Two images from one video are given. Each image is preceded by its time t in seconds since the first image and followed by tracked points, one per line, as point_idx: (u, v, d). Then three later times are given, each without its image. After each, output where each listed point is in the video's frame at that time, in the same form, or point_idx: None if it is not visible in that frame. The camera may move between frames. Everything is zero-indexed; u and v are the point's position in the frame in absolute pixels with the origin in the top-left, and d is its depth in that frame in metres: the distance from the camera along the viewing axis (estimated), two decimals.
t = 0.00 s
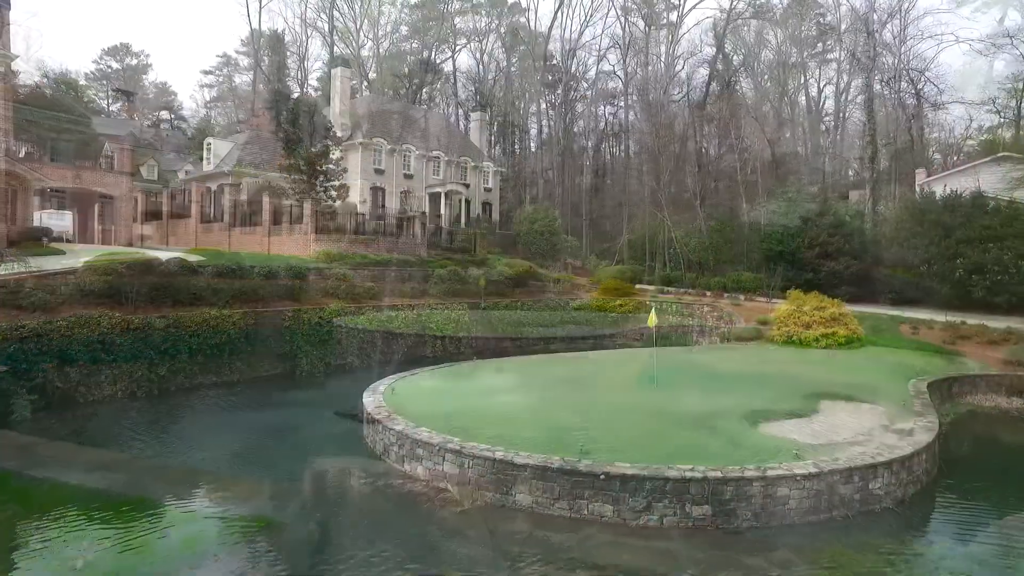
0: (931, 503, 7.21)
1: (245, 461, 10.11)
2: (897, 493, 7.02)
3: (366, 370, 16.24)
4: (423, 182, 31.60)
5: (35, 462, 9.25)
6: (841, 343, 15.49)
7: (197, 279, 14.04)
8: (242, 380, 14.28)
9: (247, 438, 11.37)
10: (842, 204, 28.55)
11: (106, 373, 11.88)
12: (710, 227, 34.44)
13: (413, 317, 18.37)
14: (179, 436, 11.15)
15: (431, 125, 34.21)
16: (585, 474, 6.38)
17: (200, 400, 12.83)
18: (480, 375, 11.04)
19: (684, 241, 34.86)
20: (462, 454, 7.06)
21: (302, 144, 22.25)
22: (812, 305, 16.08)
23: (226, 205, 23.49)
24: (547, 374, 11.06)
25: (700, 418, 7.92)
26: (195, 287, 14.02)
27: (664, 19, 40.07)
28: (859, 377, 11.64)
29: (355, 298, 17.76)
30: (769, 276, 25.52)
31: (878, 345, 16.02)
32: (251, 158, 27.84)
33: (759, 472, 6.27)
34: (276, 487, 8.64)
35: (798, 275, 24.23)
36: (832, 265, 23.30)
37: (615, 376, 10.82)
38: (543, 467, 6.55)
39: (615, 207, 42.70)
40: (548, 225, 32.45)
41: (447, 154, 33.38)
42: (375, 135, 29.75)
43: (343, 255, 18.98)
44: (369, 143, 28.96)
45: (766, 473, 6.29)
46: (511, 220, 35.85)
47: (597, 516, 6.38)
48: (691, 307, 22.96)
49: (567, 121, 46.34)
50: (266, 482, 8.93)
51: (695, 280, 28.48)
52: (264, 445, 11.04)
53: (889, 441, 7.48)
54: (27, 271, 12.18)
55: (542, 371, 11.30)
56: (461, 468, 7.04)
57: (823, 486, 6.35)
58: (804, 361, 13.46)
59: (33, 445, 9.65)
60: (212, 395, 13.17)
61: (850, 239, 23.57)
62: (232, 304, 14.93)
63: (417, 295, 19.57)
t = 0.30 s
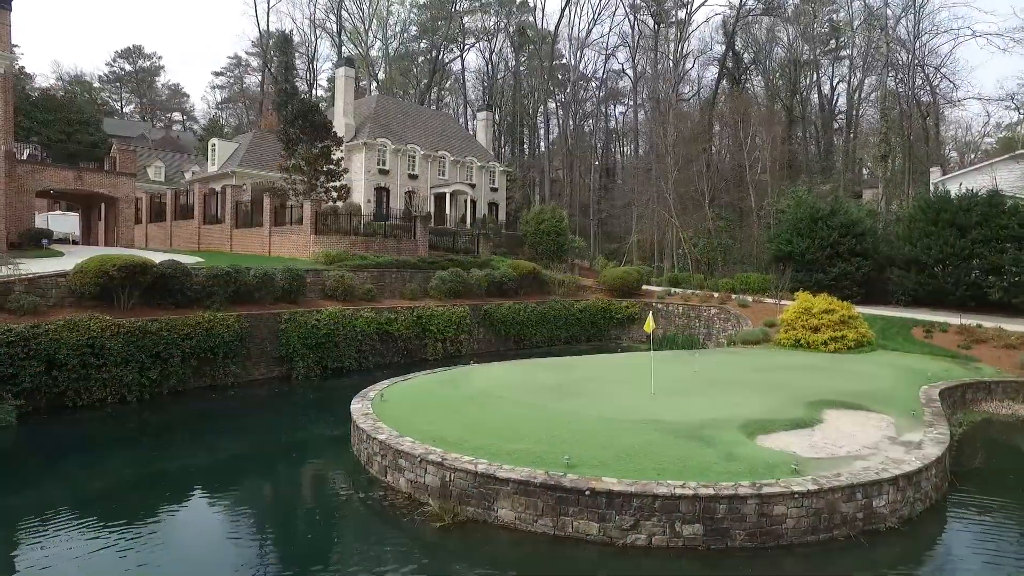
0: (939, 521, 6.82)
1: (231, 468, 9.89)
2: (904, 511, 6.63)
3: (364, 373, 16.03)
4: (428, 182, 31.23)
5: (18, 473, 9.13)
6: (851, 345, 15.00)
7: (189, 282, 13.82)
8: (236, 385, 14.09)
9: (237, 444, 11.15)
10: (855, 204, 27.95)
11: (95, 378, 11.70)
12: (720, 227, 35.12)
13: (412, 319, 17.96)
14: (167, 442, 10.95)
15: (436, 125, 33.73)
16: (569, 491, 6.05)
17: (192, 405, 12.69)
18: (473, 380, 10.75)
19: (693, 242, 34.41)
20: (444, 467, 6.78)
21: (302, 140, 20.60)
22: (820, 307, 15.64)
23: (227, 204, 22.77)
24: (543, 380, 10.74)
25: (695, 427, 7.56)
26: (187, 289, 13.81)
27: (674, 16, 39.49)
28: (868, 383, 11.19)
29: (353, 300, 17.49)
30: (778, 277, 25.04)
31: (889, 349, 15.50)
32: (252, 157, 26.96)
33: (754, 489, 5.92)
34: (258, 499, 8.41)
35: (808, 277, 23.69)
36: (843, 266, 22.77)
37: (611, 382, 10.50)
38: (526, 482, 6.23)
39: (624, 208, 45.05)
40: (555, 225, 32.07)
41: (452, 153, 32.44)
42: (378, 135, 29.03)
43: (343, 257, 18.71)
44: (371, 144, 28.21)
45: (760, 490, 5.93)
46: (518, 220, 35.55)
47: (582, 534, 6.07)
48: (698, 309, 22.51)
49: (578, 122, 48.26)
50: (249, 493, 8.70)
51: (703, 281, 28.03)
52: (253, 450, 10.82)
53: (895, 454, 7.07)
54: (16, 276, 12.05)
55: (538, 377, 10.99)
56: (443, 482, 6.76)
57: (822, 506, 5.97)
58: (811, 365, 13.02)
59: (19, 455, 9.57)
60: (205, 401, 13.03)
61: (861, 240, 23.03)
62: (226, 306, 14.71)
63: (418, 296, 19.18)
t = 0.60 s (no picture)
0: (945, 544, 6.35)
1: (208, 478, 9.60)
2: (907, 536, 6.16)
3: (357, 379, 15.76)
4: (430, 183, 30.92)
5: None
6: (858, 350, 14.44)
7: (177, 285, 13.58)
8: (224, 390, 13.84)
9: (218, 451, 10.87)
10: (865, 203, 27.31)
11: (76, 384, 11.47)
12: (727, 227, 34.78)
13: (408, 322, 17.62)
14: (147, 449, 10.68)
15: (439, 124, 33.43)
16: (544, 513, 5.66)
17: (178, 412, 12.45)
18: (460, 386, 10.39)
19: (699, 242, 33.88)
20: (415, 483, 6.42)
21: (299, 140, 20.22)
22: (826, 310, 15.10)
23: (225, 206, 22.54)
24: (533, 386, 10.35)
25: (683, 439, 7.14)
26: (174, 293, 13.57)
27: (681, 13, 38.97)
28: (873, 390, 10.68)
29: (347, 303, 17.19)
30: (785, 278, 24.48)
31: (898, 354, 14.94)
32: (253, 158, 26.78)
33: (743, 513, 5.48)
34: (230, 511, 8.10)
35: (816, 278, 23.12)
36: (852, 267, 22.20)
37: (603, 389, 10.10)
38: (497, 502, 5.85)
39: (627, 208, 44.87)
40: (559, 226, 31.67)
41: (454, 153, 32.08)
42: (380, 135, 28.72)
43: (338, 259, 18.42)
44: (372, 144, 27.95)
45: (751, 514, 5.49)
46: (522, 220, 35.22)
47: (556, 559, 5.69)
48: (702, 311, 22.02)
49: (586, 121, 48.06)
50: (222, 505, 8.40)
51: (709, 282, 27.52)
52: (234, 458, 10.53)
53: (898, 472, 6.60)
54: None
55: (529, 383, 10.62)
56: (414, 499, 6.41)
57: (816, 530, 5.53)
58: (814, 371, 12.53)
59: None
60: (192, 407, 12.78)
61: (870, 241, 22.43)
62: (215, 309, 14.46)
63: (415, 299, 18.82)
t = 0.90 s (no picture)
0: (945, 567, 5.94)
1: (183, 487, 9.30)
2: (905, 558, 5.76)
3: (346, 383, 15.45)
4: (428, 182, 30.63)
5: None
6: (860, 354, 13.98)
7: (160, 288, 13.31)
8: (209, 395, 13.55)
9: (196, 458, 10.58)
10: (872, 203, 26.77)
11: (53, 390, 11.21)
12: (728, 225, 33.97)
13: (400, 324, 17.31)
14: (123, 457, 10.39)
15: (439, 124, 33.15)
16: (513, 535, 5.29)
17: (160, 417, 12.18)
18: (444, 392, 10.06)
19: (702, 242, 33.40)
20: (381, 500, 6.08)
21: (292, 140, 19.91)
22: (827, 313, 14.68)
23: (219, 207, 22.33)
24: (518, 392, 10.03)
25: (668, 451, 6.77)
26: (158, 296, 13.31)
27: (684, 11, 38.54)
28: (872, 397, 10.27)
29: (338, 305, 16.91)
30: (788, 279, 23.99)
31: (902, 358, 14.46)
32: (249, 158, 26.54)
33: (725, 536, 5.09)
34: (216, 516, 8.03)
35: (819, 279, 22.62)
36: (857, 268, 21.74)
37: (590, 396, 9.77)
38: (464, 522, 5.50)
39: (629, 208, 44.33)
40: (559, 226, 31.29)
41: (453, 153, 31.79)
42: (378, 135, 28.44)
43: (330, 260, 18.11)
44: (370, 144, 27.64)
45: (734, 536, 5.10)
46: (522, 220, 34.90)
47: None
48: (703, 313, 21.59)
49: (589, 120, 47.76)
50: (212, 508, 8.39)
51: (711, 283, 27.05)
52: (213, 466, 10.23)
53: (896, 490, 6.19)
54: None
55: (515, 389, 10.29)
56: (381, 516, 6.08)
57: (806, 554, 5.14)
58: (811, 376, 12.13)
59: None
60: (176, 412, 12.53)
61: (876, 241, 21.93)
62: (201, 313, 14.19)
63: (408, 301, 18.50)
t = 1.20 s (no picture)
0: None
1: (150, 497, 8.96)
2: None
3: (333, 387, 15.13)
4: (425, 182, 30.32)
5: None
6: (859, 359, 13.54)
7: (139, 291, 13.00)
8: (190, 400, 13.23)
9: (170, 466, 10.27)
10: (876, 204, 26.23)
11: (24, 396, 10.93)
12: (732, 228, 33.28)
13: (389, 327, 16.98)
14: (94, 464, 10.08)
15: (437, 124, 32.84)
16: (471, 560, 4.92)
17: (137, 422, 11.89)
18: (422, 398, 9.72)
19: (703, 242, 32.94)
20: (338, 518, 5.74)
21: (281, 139, 19.53)
22: (826, 316, 14.23)
23: (210, 207, 22.04)
24: (498, 398, 9.68)
25: (646, 464, 6.39)
26: (137, 299, 13.00)
27: (684, 8, 38.12)
28: (869, 403, 9.86)
29: (325, 307, 16.59)
30: (789, 280, 23.52)
31: (904, 362, 14.01)
32: (243, 158, 26.26)
33: (699, 561, 4.71)
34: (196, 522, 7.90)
35: (820, 280, 22.13)
36: (858, 269, 21.30)
37: (573, 402, 9.42)
38: (421, 544, 5.14)
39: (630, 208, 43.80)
40: (558, 226, 30.88)
41: (450, 152, 31.44)
42: (373, 134, 28.11)
43: (318, 262, 17.77)
44: (365, 144, 27.36)
45: (709, 562, 4.72)
46: (521, 220, 34.54)
47: None
48: (701, 315, 21.17)
49: (590, 120, 47.35)
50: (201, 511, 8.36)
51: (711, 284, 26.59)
52: (185, 473, 9.89)
53: (889, 509, 5.79)
54: None
55: (497, 394, 9.93)
56: (338, 534, 5.74)
57: None
58: (806, 380, 11.75)
59: None
60: (155, 416, 12.26)
61: (878, 241, 21.42)
62: (183, 315, 13.86)
63: (398, 303, 18.17)
